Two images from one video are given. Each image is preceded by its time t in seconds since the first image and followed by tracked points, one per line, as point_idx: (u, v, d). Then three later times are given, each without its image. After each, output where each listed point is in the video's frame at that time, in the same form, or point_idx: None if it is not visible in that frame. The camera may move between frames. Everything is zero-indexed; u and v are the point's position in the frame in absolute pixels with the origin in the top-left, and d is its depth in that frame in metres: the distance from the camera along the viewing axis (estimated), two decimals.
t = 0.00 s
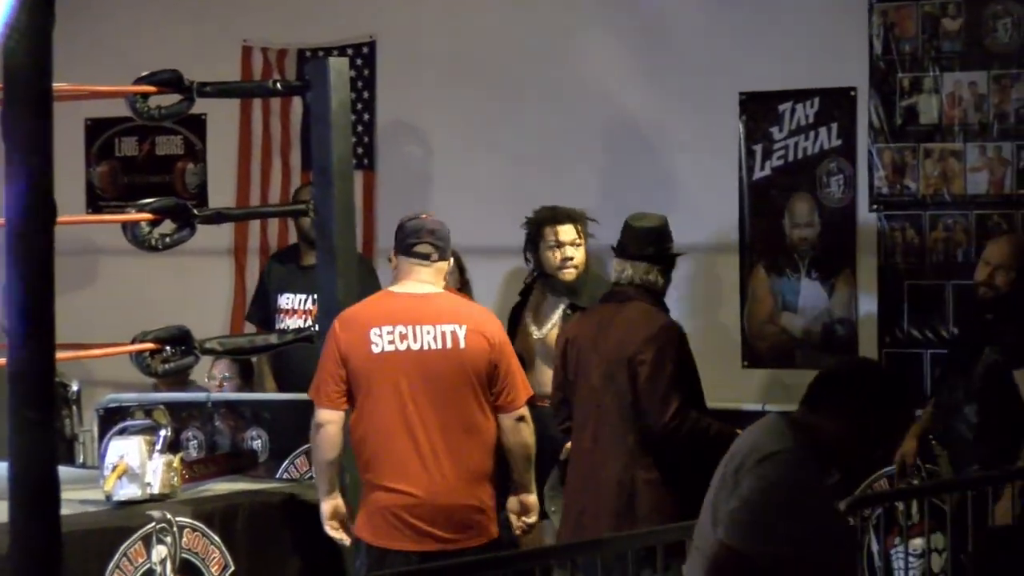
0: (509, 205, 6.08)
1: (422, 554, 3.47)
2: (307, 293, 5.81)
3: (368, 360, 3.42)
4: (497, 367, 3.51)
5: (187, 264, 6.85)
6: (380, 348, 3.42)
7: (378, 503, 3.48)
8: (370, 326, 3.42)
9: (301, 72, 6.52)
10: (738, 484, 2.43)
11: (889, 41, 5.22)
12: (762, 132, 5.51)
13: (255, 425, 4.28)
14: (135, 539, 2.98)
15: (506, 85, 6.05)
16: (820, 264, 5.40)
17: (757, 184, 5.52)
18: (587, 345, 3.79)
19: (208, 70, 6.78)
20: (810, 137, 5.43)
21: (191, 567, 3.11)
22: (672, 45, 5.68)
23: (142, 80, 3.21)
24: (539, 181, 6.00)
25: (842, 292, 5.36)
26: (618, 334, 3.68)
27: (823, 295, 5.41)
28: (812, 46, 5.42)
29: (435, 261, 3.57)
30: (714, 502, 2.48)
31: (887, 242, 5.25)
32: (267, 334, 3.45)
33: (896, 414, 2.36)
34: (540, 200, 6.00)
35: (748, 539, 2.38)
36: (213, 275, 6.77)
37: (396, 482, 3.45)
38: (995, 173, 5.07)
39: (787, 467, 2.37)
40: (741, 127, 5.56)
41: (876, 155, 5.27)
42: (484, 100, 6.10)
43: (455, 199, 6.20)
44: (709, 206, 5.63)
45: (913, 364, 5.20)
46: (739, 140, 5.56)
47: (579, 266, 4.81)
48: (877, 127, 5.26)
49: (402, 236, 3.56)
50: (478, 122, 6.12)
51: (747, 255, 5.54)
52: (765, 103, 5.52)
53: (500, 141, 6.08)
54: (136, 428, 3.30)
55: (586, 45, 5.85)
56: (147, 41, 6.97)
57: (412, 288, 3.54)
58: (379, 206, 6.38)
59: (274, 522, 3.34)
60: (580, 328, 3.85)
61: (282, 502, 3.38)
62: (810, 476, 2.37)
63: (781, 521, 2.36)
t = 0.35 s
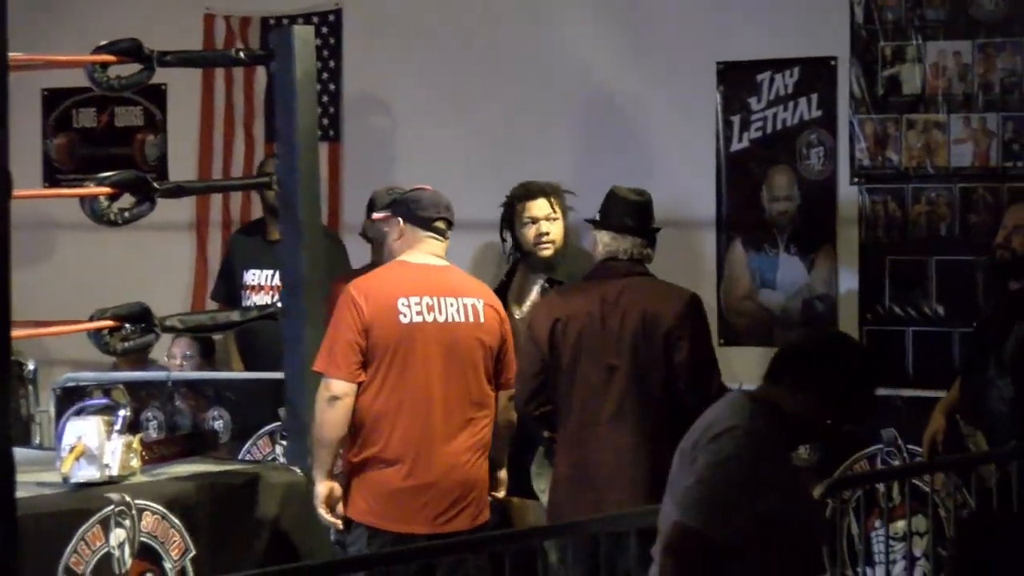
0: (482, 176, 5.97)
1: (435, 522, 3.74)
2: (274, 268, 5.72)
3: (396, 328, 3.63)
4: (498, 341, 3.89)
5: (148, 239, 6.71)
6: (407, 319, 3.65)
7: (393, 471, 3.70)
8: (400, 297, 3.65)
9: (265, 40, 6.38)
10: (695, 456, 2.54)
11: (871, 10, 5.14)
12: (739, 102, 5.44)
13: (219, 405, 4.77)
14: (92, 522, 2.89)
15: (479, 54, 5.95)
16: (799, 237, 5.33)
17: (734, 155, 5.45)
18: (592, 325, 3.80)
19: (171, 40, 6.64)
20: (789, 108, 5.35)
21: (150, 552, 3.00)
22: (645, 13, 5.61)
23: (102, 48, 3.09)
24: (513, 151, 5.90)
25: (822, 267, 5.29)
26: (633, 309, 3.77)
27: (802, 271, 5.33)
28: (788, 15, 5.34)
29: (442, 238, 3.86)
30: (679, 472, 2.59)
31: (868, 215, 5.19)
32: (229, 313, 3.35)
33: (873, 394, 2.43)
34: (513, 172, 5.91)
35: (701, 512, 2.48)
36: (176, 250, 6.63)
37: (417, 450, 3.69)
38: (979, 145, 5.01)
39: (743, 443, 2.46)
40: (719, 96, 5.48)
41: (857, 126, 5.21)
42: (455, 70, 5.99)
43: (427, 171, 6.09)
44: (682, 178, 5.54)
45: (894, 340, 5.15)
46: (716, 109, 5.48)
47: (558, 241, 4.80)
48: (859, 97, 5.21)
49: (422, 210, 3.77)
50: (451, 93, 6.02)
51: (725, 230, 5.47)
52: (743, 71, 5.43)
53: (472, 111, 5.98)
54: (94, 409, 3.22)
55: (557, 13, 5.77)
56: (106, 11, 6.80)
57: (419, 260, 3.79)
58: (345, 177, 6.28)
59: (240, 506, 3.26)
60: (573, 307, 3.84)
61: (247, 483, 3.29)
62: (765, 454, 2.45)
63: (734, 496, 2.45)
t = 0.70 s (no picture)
0: (429, 163, 5.86)
1: (406, 517, 3.83)
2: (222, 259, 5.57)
3: (379, 321, 3.70)
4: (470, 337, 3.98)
5: (82, 230, 6.53)
6: (388, 314, 3.72)
7: (368, 466, 3.77)
8: (382, 291, 3.71)
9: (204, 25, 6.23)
10: (640, 453, 2.50)
11: None
12: (693, 88, 5.37)
13: (155, 400, 4.71)
14: (25, 522, 2.50)
15: (427, 39, 5.83)
16: (754, 227, 5.28)
17: (684, 143, 5.39)
18: (563, 318, 3.72)
19: (106, 25, 6.44)
20: (742, 94, 5.31)
21: (86, 553, 2.58)
22: None
23: (34, 31, 2.94)
24: (461, 138, 5.79)
25: (777, 258, 5.24)
26: (608, 302, 3.72)
27: (757, 262, 5.28)
28: None
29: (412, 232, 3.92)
30: (621, 469, 2.55)
31: (824, 203, 5.15)
32: (163, 304, 2.96)
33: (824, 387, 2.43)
34: (460, 160, 5.80)
35: (646, 512, 2.46)
36: (111, 240, 6.47)
37: (393, 446, 3.77)
38: (938, 132, 4.98)
39: (690, 440, 2.44)
40: (671, 81, 5.41)
41: (813, 112, 5.15)
42: (399, 54, 5.88)
43: (372, 159, 5.94)
44: (629, 165, 5.48)
45: (850, 331, 5.11)
46: (668, 95, 5.41)
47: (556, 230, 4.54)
48: (815, 83, 5.16)
49: (400, 202, 3.84)
50: (399, 79, 5.89)
51: (677, 219, 5.41)
52: (695, 57, 5.38)
53: (419, 98, 5.87)
54: (29, 404, 2.83)
55: None
56: None
57: (395, 251, 3.84)
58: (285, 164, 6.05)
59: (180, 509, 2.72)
60: (538, 301, 3.74)
61: (186, 481, 2.73)
62: (711, 452, 2.44)
63: (679, 495, 2.44)
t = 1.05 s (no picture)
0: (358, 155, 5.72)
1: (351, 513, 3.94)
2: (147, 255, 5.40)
3: (331, 315, 3.82)
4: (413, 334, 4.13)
5: None
6: (339, 308, 3.85)
7: (316, 461, 3.87)
8: (335, 287, 3.84)
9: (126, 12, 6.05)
10: (573, 459, 2.45)
11: None
12: (627, 77, 5.32)
13: (75, 399, 4.76)
14: None
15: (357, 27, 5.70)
16: (691, 221, 5.25)
17: (621, 133, 5.34)
18: (503, 318, 3.63)
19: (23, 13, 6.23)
20: (679, 83, 5.29)
21: None
22: None
23: None
24: (390, 129, 5.65)
25: (714, 253, 5.20)
26: (548, 297, 3.67)
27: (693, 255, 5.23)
28: None
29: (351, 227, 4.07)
30: (554, 477, 2.50)
31: (762, 197, 5.12)
32: (79, 301, 2.67)
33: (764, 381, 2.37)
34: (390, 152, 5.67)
35: (579, 519, 2.41)
36: (27, 234, 6.25)
37: (341, 440, 3.88)
38: (879, 122, 4.99)
39: (623, 444, 2.39)
40: (605, 70, 5.34)
41: (751, 102, 5.13)
42: (327, 44, 5.77)
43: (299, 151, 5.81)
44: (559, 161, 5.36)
45: (788, 326, 5.06)
46: (603, 85, 5.34)
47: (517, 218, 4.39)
48: (753, 72, 5.14)
49: (345, 194, 3.99)
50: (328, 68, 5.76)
51: (612, 213, 5.35)
52: (630, 46, 5.31)
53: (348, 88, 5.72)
54: None
55: None
56: None
57: (340, 244, 3.98)
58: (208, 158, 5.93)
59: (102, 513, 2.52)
60: (478, 298, 3.63)
61: (110, 481, 2.55)
62: (643, 455, 2.39)
63: (611, 500, 2.39)
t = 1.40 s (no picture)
0: (293, 151, 5.63)
1: (283, 520, 3.82)
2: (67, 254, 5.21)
3: (275, 316, 3.72)
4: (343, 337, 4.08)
5: None
6: (282, 309, 3.74)
7: (252, 466, 3.74)
8: (278, 287, 3.74)
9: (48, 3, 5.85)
10: (545, 475, 2.41)
11: None
12: (566, 71, 5.24)
13: None
14: None
15: (290, 20, 5.59)
16: (631, 220, 5.20)
17: (559, 129, 5.28)
18: (449, 321, 3.56)
19: None
20: (619, 78, 5.21)
21: None
22: None
23: None
24: (325, 124, 5.55)
25: (655, 254, 5.14)
26: (495, 296, 3.61)
27: (633, 254, 5.19)
28: None
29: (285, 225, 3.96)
30: (523, 498, 2.46)
31: (705, 194, 5.08)
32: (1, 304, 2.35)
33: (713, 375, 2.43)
34: (324, 148, 5.57)
35: (559, 538, 2.36)
36: None
37: (280, 445, 3.77)
38: (825, 119, 4.95)
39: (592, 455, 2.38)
40: (542, 64, 5.26)
41: (693, 97, 5.08)
42: (260, 38, 5.66)
43: (230, 145, 5.69)
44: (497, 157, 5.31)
45: (731, 326, 5.03)
46: (542, 79, 5.26)
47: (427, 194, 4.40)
48: (695, 66, 5.07)
49: (281, 193, 3.89)
50: (261, 62, 5.66)
51: (550, 211, 5.30)
52: (569, 39, 5.22)
53: (281, 82, 5.62)
54: None
55: None
56: None
57: (277, 243, 3.88)
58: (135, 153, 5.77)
59: (25, 529, 2.18)
60: (424, 300, 3.54)
61: (32, 493, 2.19)
62: (615, 466, 2.38)
63: (591, 514, 2.35)
